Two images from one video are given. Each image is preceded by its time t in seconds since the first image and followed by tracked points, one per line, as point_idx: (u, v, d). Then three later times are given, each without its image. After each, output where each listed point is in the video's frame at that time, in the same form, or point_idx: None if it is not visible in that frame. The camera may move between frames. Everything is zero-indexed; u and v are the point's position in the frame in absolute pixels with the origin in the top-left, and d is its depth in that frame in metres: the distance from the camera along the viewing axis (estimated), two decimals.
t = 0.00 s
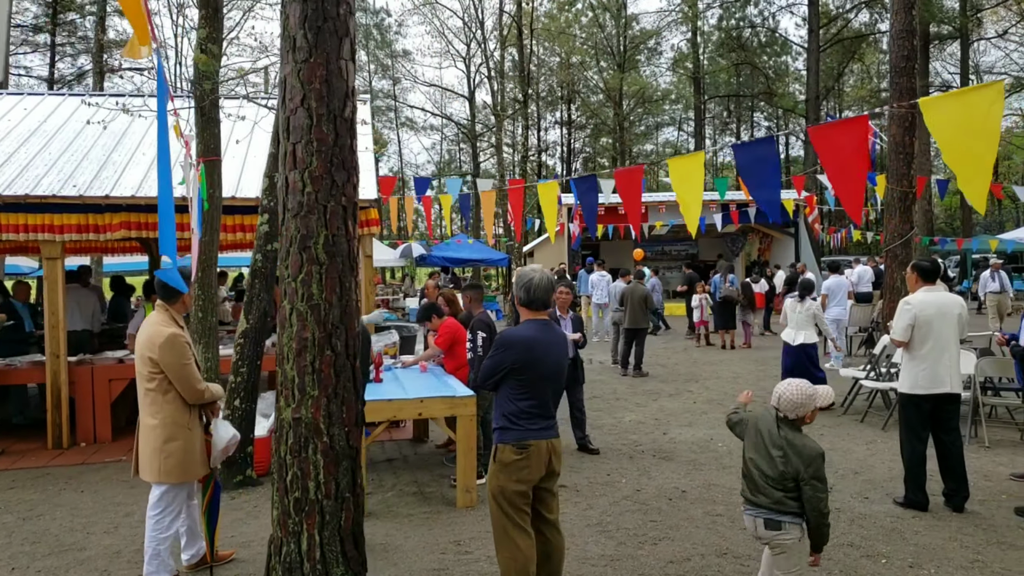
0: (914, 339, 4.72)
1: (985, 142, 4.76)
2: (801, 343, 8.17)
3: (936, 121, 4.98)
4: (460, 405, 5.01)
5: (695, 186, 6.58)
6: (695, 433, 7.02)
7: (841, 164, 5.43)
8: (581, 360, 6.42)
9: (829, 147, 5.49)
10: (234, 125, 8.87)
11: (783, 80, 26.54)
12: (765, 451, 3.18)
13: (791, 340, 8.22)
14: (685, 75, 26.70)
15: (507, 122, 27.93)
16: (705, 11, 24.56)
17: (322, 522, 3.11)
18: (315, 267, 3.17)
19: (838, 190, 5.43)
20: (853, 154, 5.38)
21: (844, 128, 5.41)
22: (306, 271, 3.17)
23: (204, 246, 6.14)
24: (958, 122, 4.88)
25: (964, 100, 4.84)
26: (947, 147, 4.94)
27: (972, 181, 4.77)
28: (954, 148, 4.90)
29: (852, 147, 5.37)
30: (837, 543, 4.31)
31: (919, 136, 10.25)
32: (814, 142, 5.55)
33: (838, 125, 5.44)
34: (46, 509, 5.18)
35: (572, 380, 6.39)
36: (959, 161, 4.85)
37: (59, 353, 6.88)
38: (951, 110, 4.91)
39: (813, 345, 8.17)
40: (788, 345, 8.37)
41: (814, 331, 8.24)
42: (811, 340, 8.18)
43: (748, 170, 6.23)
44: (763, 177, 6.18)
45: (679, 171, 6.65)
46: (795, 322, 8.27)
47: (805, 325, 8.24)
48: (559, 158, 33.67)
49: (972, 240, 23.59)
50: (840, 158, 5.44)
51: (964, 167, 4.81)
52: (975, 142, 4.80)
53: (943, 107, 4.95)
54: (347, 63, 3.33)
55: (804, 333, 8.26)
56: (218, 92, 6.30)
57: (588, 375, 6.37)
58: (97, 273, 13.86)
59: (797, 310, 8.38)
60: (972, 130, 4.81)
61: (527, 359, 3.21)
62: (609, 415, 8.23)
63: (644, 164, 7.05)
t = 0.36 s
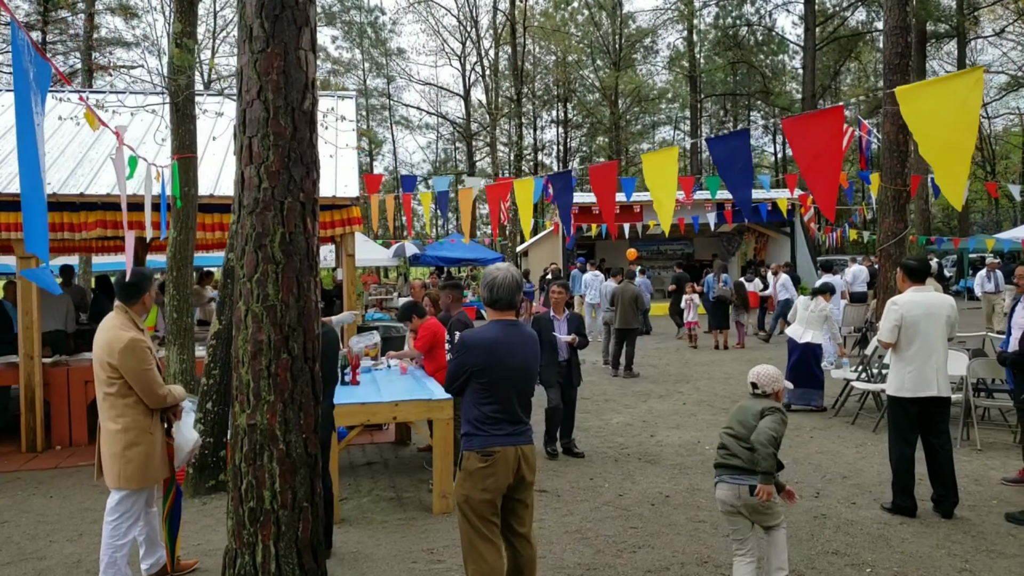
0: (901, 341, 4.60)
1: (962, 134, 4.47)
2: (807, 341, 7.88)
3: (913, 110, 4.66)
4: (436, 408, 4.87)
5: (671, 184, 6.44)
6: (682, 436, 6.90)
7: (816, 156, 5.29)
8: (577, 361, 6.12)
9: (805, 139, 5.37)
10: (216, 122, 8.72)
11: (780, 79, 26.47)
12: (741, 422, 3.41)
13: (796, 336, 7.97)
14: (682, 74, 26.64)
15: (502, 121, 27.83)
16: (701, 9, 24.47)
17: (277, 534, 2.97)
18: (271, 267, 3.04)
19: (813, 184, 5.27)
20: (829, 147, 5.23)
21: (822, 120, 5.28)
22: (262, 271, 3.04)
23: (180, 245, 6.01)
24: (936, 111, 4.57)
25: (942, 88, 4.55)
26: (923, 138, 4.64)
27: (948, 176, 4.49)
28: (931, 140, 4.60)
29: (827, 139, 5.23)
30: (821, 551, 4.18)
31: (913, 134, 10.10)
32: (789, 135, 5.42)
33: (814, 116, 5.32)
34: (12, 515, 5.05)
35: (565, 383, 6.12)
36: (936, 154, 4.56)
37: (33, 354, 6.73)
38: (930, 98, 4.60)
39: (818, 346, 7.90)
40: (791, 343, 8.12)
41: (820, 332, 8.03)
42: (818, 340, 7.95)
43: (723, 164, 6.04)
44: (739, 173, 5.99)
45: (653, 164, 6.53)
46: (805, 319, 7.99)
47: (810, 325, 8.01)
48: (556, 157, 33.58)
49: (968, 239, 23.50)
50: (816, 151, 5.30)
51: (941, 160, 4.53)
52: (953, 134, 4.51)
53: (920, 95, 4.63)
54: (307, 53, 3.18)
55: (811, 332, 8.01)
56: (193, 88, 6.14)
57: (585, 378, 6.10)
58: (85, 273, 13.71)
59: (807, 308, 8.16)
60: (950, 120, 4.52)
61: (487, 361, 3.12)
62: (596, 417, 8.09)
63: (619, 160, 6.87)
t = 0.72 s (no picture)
0: (875, 343, 4.54)
1: (907, 130, 4.60)
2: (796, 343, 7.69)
3: (860, 105, 4.76)
4: (406, 412, 4.82)
5: (629, 186, 6.44)
6: (664, 441, 6.83)
7: (768, 153, 5.34)
8: (555, 368, 5.90)
9: (756, 137, 5.41)
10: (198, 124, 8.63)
11: (775, 82, 26.41)
12: (720, 386, 4.11)
13: (785, 336, 7.69)
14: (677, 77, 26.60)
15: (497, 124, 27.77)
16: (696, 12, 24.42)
17: (226, 541, 2.89)
18: (221, 268, 2.98)
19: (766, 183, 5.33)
20: (780, 144, 5.28)
21: (773, 116, 5.33)
22: (212, 272, 2.98)
23: (153, 247, 5.94)
24: (885, 105, 4.67)
25: (887, 82, 4.65)
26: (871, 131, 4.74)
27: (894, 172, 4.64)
28: (878, 134, 4.70)
29: (778, 136, 5.28)
30: (795, 557, 4.10)
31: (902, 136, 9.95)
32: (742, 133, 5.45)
33: (765, 113, 5.35)
34: None
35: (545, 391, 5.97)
36: (883, 150, 4.67)
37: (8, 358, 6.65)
38: (878, 92, 4.70)
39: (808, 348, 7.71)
40: (781, 344, 7.84)
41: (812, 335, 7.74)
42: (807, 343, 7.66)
43: (678, 164, 6.08)
44: (692, 174, 6.02)
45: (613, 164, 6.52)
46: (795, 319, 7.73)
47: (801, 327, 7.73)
48: (552, 160, 33.51)
49: (963, 241, 23.42)
50: (768, 149, 5.35)
51: (889, 157, 4.65)
52: (900, 129, 4.63)
53: (866, 89, 4.73)
54: (261, 50, 3.11)
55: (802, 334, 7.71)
56: (167, 89, 6.07)
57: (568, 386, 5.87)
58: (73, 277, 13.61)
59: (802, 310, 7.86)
60: (899, 114, 4.63)
61: (442, 363, 3.10)
62: (580, 420, 8.01)
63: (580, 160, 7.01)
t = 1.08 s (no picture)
0: (846, 344, 4.49)
1: (848, 123, 4.65)
2: (778, 343, 7.62)
3: (802, 98, 4.79)
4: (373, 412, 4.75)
5: (585, 180, 6.52)
6: (644, 441, 6.76)
7: (716, 146, 5.35)
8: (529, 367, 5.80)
9: (703, 131, 5.39)
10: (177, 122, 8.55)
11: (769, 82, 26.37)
12: (694, 369, 4.72)
13: (767, 336, 7.66)
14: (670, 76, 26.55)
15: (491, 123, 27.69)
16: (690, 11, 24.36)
17: (168, 547, 2.82)
18: (166, 266, 2.90)
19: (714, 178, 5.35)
20: (727, 138, 5.30)
21: (720, 110, 5.31)
22: (156, 271, 2.90)
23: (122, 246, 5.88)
24: (827, 98, 4.72)
25: (827, 74, 4.70)
26: (813, 125, 4.79)
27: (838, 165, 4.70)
28: (821, 127, 4.74)
29: (725, 130, 5.30)
30: (764, 561, 4.04)
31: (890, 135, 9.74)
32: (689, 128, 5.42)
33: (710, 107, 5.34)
34: None
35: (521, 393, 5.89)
36: (825, 144, 4.72)
37: None
38: (820, 85, 4.73)
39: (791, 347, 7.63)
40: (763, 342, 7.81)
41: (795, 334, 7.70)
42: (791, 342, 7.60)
43: (630, 159, 6.11)
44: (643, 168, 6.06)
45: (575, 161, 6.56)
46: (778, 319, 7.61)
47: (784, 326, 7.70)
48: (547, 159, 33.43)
49: (955, 241, 23.43)
50: (716, 142, 5.35)
51: (832, 151, 4.70)
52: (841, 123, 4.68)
53: (807, 82, 4.76)
54: (209, 43, 3.03)
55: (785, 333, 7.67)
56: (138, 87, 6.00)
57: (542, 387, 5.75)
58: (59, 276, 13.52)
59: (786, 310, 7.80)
60: (840, 107, 4.68)
61: (393, 365, 3.04)
62: (561, 421, 7.95)
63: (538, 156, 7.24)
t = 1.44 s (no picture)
0: (826, 347, 4.44)
1: (798, 120, 4.69)
2: (767, 345, 7.58)
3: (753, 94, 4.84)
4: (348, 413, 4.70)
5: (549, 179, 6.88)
6: (627, 444, 6.72)
7: (674, 145, 5.44)
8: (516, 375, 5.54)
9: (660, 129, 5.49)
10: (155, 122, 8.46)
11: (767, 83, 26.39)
12: (674, 357, 5.27)
13: (756, 339, 7.63)
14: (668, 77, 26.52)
15: (487, 123, 27.63)
16: (687, 12, 24.31)
17: (120, 553, 2.77)
18: (119, 268, 2.84)
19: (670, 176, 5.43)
20: (684, 136, 5.39)
21: (677, 108, 5.42)
22: (110, 272, 2.84)
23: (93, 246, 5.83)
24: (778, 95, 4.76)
25: (778, 71, 4.74)
26: (763, 122, 4.83)
27: (786, 162, 4.73)
28: (771, 124, 4.78)
29: (682, 128, 5.39)
30: (739, 567, 3.98)
31: (882, 136, 9.56)
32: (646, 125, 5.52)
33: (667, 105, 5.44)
34: None
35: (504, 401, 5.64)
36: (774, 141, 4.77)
37: None
38: (772, 81, 4.78)
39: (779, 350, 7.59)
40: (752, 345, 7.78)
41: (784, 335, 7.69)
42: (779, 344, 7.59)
43: (590, 159, 6.23)
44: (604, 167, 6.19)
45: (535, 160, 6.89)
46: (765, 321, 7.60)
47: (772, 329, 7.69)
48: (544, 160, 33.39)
49: (951, 242, 23.38)
50: (674, 140, 5.44)
51: (782, 147, 4.74)
52: (789, 119, 4.72)
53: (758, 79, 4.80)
54: (166, 40, 2.96)
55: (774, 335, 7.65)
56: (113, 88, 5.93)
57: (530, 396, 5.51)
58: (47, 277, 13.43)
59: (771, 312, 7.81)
60: (790, 104, 4.73)
61: (354, 367, 2.99)
62: (547, 423, 7.88)
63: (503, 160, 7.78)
